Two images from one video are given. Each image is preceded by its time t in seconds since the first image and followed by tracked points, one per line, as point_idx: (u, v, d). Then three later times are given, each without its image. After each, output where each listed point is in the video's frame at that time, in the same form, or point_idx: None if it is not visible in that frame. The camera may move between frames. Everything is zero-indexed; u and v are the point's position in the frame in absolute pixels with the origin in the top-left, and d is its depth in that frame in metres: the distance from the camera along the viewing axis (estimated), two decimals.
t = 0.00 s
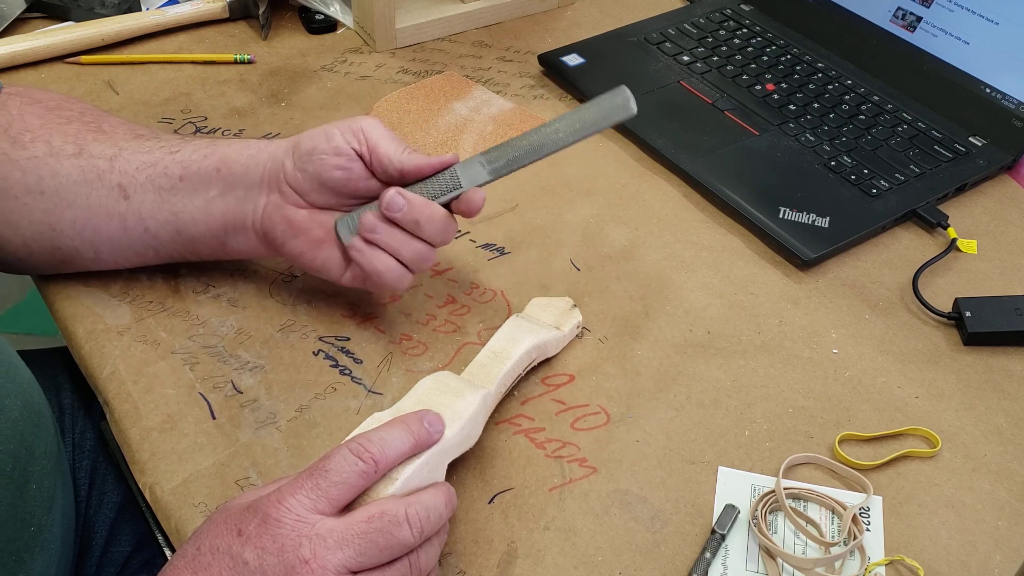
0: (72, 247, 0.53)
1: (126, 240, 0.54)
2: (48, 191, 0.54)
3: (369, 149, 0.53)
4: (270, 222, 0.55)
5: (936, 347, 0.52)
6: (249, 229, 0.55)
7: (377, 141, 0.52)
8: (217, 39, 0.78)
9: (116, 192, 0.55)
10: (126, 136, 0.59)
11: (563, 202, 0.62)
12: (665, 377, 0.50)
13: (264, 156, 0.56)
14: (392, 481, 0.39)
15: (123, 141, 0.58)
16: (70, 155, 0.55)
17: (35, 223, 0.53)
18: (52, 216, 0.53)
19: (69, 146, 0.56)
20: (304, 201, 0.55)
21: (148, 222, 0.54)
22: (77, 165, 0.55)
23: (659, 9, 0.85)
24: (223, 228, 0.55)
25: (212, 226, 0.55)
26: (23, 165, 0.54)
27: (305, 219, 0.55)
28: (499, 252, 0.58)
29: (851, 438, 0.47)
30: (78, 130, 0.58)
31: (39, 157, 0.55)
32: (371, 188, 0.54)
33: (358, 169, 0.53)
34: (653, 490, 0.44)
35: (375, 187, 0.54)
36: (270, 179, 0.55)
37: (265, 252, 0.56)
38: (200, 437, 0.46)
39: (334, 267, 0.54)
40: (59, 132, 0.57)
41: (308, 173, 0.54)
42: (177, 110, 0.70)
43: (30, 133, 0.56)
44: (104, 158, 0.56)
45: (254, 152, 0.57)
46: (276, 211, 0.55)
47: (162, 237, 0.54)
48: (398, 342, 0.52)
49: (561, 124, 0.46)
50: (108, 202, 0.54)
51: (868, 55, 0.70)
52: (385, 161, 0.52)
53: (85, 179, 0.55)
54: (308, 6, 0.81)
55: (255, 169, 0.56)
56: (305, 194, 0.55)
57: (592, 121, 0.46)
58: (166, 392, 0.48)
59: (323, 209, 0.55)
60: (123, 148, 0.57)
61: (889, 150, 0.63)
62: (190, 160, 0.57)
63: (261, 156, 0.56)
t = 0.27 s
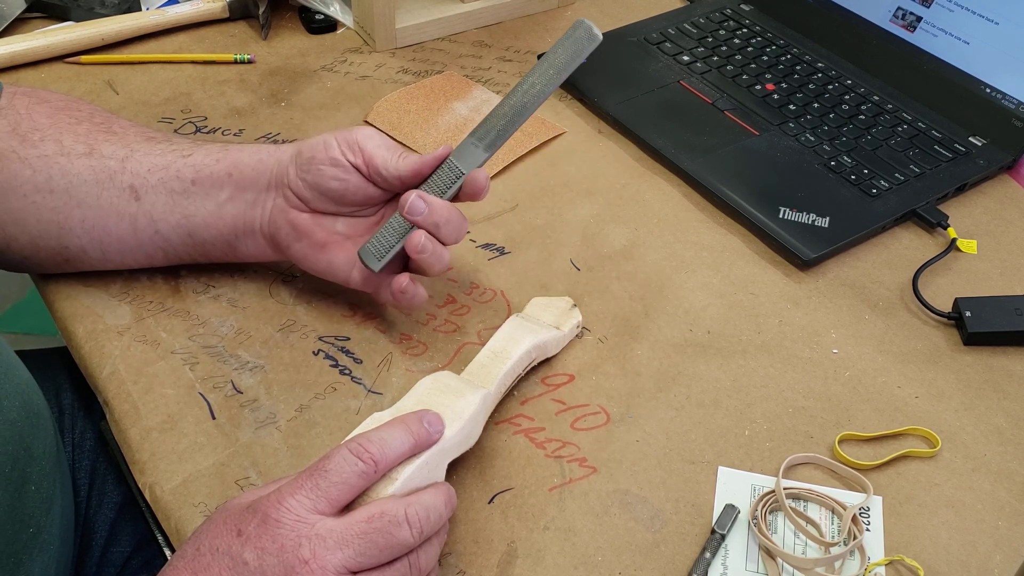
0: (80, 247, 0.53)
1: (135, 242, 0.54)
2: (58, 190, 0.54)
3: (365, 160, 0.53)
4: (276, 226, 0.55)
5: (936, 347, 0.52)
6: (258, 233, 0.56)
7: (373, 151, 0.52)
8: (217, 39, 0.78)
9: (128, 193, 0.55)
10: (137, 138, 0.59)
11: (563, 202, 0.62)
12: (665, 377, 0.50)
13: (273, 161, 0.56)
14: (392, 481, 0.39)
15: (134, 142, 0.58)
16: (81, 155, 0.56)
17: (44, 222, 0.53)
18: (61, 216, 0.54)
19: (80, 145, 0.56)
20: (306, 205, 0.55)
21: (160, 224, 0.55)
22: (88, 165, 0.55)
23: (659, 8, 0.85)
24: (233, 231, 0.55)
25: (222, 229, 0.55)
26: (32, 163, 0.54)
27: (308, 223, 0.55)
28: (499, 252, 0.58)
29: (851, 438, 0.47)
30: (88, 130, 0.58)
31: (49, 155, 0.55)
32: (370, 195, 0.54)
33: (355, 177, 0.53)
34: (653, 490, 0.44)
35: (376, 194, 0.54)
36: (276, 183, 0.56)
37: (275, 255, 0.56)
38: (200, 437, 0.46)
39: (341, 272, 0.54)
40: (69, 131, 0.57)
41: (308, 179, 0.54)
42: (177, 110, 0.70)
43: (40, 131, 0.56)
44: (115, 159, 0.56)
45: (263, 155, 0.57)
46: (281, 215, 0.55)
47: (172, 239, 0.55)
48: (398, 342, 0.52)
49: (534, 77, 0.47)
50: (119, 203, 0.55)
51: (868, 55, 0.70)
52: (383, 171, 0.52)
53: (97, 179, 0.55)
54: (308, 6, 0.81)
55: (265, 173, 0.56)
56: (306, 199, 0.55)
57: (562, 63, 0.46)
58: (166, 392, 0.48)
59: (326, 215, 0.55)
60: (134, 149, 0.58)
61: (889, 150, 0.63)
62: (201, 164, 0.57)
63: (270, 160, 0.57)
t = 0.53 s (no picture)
0: (80, 245, 0.53)
1: (136, 240, 0.54)
2: (58, 188, 0.54)
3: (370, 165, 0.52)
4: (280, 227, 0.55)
5: (936, 347, 0.52)
6: (262, 233, 0.55)
7: (379, 157, 0.52)
8: (217, 39, 0.78)
9: (128, 192, 0.55)
10: (138, 137, 0.59)
11: (563, 202, 0.62)
12: (665, 377, 0.50)
13: (276, 161, 0.56)
14: (392, 481, 0.39)
15: (134, 140, 0.58)
16: (81, 153, 0.56)
17: (44, 220, 0.53)
18: (62, 214, 0.54)
19: (80, 143, 0.56)
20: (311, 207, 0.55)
21: (161, 223, 0.55)
22: (88, 163, 0.55)
23: (659, 9, 0.85)
24: (235, 232, 0.55)
25: (224, 229, 0.55)
26: (32, 162, 0.54)
27: (313, 224, 0.55)
28: (499, 252, 0.58)
29: (851, 438, 0.47)
30: (89, 129, 0.58)
31: (49, 153, 0.55)
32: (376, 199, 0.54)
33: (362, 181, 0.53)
34: (653, 490, 0.44)
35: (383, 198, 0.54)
36: (280, 184, 0.55)
37: (278, 254, 0.56)
38: (200, 437, 0.46)
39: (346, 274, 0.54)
40: (69, 129, 0.57)
41: (314, 182, 0.54)
42: (177, 110, 0.70)
43: (40, 130, 0.56)
44: (115, 157, 0.56)
45: (267, 155, 0.57)
46: (285, 216, 0.55)
47: (174, 238, 0.55)
48: (398, 343, 0.52)
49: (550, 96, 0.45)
50: (120, 201, 0.55)
51: (868, 55, 0.70)
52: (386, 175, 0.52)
53: (97, 177, 0.55)
54: (308, 6, 0.81)
55: (268, 173, 0.56)
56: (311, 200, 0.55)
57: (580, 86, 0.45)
58: (167, 392, 0.48)
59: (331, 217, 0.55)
60: (134, 147, 0.58)
61: (889, 150, 0.63)
62: (202, 163, 0.57)
63: (273, 160, 0.56)
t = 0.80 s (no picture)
0: (79, 246, 0.53)
1: (135, 241, 0.54)
2: (55, 190, 0.54)
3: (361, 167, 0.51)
4: (280, 229, 0.54)
5: (936, 347, 0.52)
6: (262, 235, 0.55)
7: (372, 159, 0.51)
8: (217, 39, 0.78)
9: (126, 193, 0.55)
10: (135, 138, 0.58)
11: (562, 202, 0.62)
12: (665, 377, 0.50)
13: (274, 162, 0.55)
14: (392, 481, 0.39)
15: (131, 142, 0.58)
16: (77, 155, 0.55)
17: (42, 222, 0.53)
18: (60, 216, 0.53)
19: (76, 145, 0.56)
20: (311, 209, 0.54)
21: (160, 224, 0.54)
22: (84, 165, 0.55)
23: (659, 9, 0.85)
24: (235, 233, 0.55)
25: (224, 231, 0.55)
26: (29, 163, 0.54)
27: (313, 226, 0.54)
28: (499, 252, 0.58)
29: (851, 438, 0.47)
30: (86, 129, 0.58)
31: (45, 154, 0.55)
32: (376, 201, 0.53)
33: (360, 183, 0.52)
34: (653, 490, 0.44)
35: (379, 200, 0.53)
36: (278, 186, 0.55)
37: (277, 254, 0.56)
38: (200, 437, 0.46)
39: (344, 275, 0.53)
40: (65, 130, 0.57)
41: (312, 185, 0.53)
42: (177, 110, 0.70)
43: (37, 130, 0.56)
44: (112, 159, 0.56)
45: (264, 155, 0.56)
46: (285, 218, 0.54)
47: (174, 239, 0.54)
48: (398, 343, 0.52)
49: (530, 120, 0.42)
50: (117, 203, 0.54)
51: (868, 55, 0.70)
52: (378, 180, 0.50)
53: (94, 179, 0.55)
54: (308, 6, 0.81)
55: (265, 175, 0.55)
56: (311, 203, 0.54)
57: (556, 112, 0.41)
58: (167, 392, 0.48)
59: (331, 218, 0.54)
60: (132, 149, 0.57)
61: (889, 150, 0.63)
62: (199, 164, 0.56)
63: (270, 160, 0.55)
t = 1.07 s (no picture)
0: (76, 262, 0.53)
1: (131, 255, 0.54)
2: (39, 210, 0.53)
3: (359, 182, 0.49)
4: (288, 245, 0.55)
5: (936, 347, 0.52)
6: (261, 241, 0.56)
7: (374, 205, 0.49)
8: (217, 39, 0.78)
9: (108, 213, 0.53)
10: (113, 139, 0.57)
11: (563, 202, 0.62)
12: (665, 377, 0.50)
13: (256, 189, 0.52)
14: (392, 480, 0.39)
15: (101, 155, 0.55)
16: (53, 173, 0.54)
17: (32, 240, 0.53)
18: (47, 234, 0.53)
19: (51, 161, 0.54)
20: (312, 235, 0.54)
21: (153, 240, 0.54)
22: (63, 185, 0.53)
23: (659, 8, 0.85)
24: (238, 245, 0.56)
25: (222, 240, 0.55)
26: (9, 183, 0.53)
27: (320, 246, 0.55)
28: (499, 252, 0.58)
29: (851, 438, 0.47)
30: (59, 142, 0.55)
31: (24, 172, 0.53)
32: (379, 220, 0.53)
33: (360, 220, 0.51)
34: (653, 490, 0.44)
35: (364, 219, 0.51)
36: (270, 215, 0.53)
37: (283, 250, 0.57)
38: (200, 437, 0.46)
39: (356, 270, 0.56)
40: (40, 144, 0.55)
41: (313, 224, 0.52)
42: (177, 110, 0.70)
43: (12, 147, 0.54)
44: (88, 177, 0.54)
45: (242, 176, 0.53)
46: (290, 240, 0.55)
47: (172, 252, 0.55)
48: (398, 342, 0.52)
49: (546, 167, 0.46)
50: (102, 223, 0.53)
51: (868, 55, 0.70)
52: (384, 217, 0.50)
53: (75, 200, 0.53)
54: (308, 6, 0.81)
55: (250, 205, 0.53)
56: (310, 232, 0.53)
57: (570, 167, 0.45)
58: (166, 392, 0.48)
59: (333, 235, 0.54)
60: (104, 164, 0.54)
61: (889, 150, 0.63)
62: (172, 181, 0.53)
63: (249, 188, 0.52)
